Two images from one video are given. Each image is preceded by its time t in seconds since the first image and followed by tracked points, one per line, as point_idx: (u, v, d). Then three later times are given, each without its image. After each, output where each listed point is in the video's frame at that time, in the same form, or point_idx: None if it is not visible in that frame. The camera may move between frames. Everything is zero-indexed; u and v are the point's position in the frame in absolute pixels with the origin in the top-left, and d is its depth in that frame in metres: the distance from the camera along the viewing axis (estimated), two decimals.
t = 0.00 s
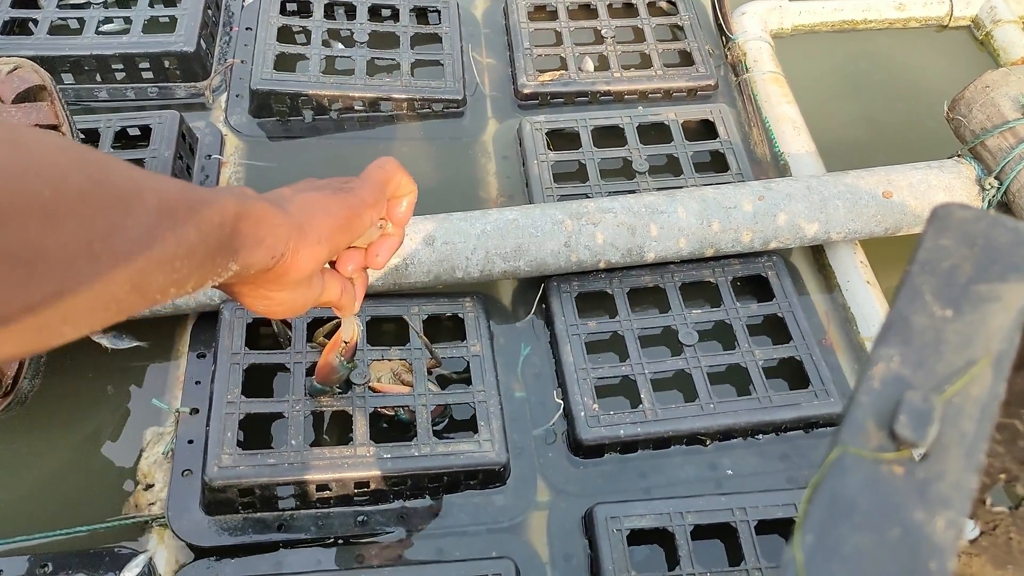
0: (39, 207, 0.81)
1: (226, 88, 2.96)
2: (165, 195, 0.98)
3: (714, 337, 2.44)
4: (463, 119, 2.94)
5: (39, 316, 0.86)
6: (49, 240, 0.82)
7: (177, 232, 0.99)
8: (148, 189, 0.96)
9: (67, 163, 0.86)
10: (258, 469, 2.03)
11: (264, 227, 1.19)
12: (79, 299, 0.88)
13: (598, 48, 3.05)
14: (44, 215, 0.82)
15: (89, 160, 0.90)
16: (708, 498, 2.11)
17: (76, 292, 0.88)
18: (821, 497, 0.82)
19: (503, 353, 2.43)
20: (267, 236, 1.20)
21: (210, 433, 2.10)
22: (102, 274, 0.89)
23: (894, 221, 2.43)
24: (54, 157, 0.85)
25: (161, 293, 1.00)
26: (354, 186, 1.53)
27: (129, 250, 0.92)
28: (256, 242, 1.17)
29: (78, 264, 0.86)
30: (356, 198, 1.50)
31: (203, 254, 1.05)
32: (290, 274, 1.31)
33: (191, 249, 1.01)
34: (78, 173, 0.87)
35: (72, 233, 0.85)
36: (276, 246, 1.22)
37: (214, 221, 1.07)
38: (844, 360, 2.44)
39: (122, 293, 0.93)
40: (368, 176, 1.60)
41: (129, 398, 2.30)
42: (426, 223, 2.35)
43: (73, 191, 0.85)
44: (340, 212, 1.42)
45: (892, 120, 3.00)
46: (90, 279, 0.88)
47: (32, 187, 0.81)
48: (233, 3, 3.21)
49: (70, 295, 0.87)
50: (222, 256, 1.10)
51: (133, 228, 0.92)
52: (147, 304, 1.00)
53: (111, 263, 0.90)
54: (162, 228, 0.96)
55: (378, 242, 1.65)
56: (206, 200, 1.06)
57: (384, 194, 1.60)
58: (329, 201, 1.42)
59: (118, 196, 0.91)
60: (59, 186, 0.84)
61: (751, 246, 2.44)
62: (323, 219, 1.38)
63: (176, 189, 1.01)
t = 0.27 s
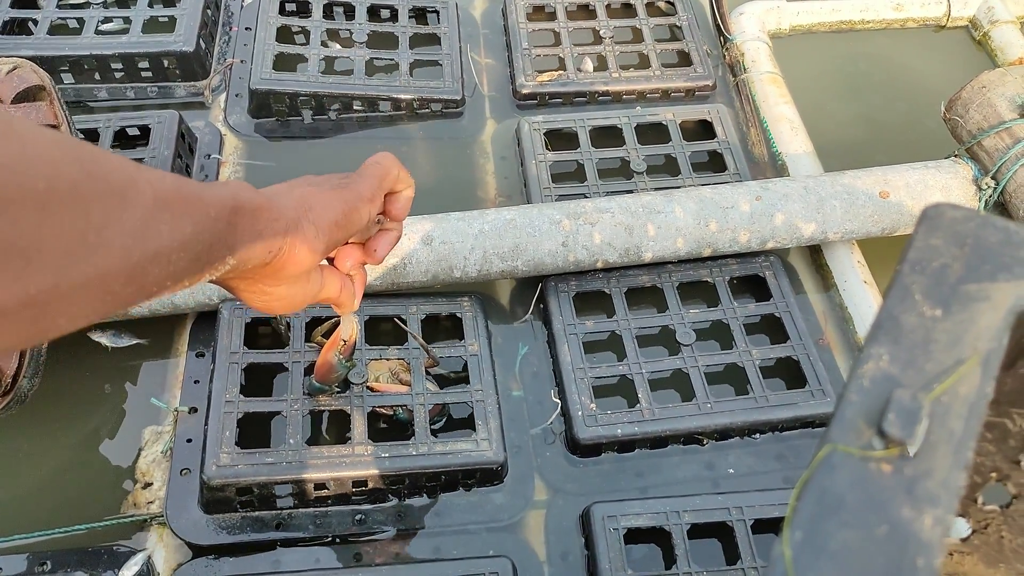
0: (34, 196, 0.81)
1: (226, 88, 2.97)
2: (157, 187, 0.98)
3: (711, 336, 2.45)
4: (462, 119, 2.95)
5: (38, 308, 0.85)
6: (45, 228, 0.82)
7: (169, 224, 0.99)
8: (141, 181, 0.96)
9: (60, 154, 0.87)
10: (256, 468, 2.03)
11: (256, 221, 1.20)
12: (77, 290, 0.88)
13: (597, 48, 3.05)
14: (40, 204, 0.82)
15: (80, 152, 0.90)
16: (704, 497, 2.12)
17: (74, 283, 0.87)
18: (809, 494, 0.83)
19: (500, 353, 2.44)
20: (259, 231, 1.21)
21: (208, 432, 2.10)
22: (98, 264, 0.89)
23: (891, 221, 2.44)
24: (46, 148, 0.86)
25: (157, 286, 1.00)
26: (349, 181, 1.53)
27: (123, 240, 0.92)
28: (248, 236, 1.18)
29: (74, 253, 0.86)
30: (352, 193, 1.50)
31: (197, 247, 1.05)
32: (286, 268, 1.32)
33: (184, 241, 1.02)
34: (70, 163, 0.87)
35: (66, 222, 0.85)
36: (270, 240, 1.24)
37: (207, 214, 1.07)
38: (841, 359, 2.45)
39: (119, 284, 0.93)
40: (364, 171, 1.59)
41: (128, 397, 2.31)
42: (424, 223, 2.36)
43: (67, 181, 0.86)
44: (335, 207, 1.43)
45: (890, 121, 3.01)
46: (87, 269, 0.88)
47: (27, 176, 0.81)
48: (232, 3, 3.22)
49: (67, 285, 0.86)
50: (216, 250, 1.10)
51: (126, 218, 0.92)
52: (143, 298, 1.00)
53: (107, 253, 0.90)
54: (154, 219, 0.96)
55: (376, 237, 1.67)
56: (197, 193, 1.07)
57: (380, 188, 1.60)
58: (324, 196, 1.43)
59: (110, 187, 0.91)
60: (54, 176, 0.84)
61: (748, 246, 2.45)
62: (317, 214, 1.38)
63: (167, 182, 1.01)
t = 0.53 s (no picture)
0: (29, 185, 0.81)
1: (225, 86, 2.97)
2: (156, 178, 0.98)
3: (711, 334, 2.45)
4: (461, 117, 2.95)
5: (34, 298, 0.85)
6: (41, 218, 0.82)
7: (168, 214, 0.99)
8: (140, 172, 0.96)
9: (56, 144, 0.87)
10: (256, 466, 2.03)
11: (255, 213, 1.19)
12: (74, 280, 0.88)
13: (596, 47, 3.05)
14: (35, 193, 0.82)
15: (78, 142, 0.90)
16: (703, 496, 2.12)
17: (72, 273, 0.87)
18: (809, 489, 0.82)
19: (499, 351, 2.44)
20: (258, 223, 1.20)
21: (207, 430, 2.10)
22: (96, 254, 0.89)
23: (890, 220, 2.44)
24: (43, 139, 0.86)
25: (156, 277, 0.99)
26: (350, 174, 1.53)
27: (121, 231, 0.91)
28: (248, 228, 1.18)
29: (72, 243, 0.86)
30: (353, 186, 1.50)
31: (197, 238, 1.04)
32: (286, 261, 1.32)
33: (184, 232, 1.01)
34: (67, 153, 0.87)
35: (63, 211, 0.84)
36: (269, 233, 1.24)
37: (207, 205, 1.07)
38: (841, 358, 2.45)
39: (118, 275, 0.93)
40: (364, 165, 1.58)
41: (127, 394, 2.31)
42: (423, 221, 2.36)
43: (63, 170, 0.85)
44: (336, 200, 1.43)
45: (890, 120, 3.01)
46: (85, 259, 0.88)
47: (22, 165, 0.81)
48: (232, 2, 3.22)
49: (64, 275, 0.86)
50: (216, 241, 1.10)
51: (124, 208, 0.92)
52: (142, 289, 1.00)
53: (105, 243, 0.89)
54: (153, 210, 0.96)
55: (375, 231, 1.67)
56: (197, 184, 1.07)
57: (381, 182, 1.60)
58: (324, 189, 1.42)
59: (108, 177, 0.91)
60: (50, 166, 0.84)
61: (748, 244, 2.45)
62: (318, 207, 1.38)
63: (167, 173, 1.01)
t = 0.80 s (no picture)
0: (40, 189, 0.81)
1: (228, 88, 2.96)
2: (168, 180, 0.98)
3: (714, 337, 2.45)
4: (464, 120, 2.95)
5: (45, 301, 0.85)
6: (53, 221, 0.82)
7: (180, 217, 0.98)
8: (152, 174, 0.96)
9: (68, 148, 0.86)
10: (260, 470, 2.03)
11: (265, 215, 1.19)
12: (85, 283, 0.87)
13: (599, 49, 3.05)
14: (47, 196, 0.81)
15: (91, 145, 0.90)
16: (707, 499, 2.12)
17: (83, 276, 0.87)
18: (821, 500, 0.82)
19: (503, 354, 2.43)
20: (268, 225, 1.20)
21: (211, 435, 2.10)
22: (108, 257, 0.89)
23: (894, 223, 2.44)
24: (55, 142, 0.86)
25: (167, 279, 0.99)
26: (359, 175, 1.52)
27: (133, 234, 0.91)
28: (258, 230, 1.17)
29: (84, 246, 0.85)
30: (363, 188, 1.49)
31: (208, 241, 1.04)
32: (295, 263, 1.32)
33: (195, 235, 1.01)
34: (79, 156, 0.87)
35: (75, 215, 0.84)
36: (280, 235, 1.24)
37: (218, 207, 1.06)
38: (845, 361, 2.45)
39: (128, 278, 0.92)
40: (374, 167, 1.58)
41: (131, 398, 2.31)
42: (426, 224, 2.35)
43: (75, 173, 0.85)
44: (346, 202, 1.43)
45: (893, 122, 3.01)
46: (97, 262, 0.87)
47: (34, 169, 0.81)
48: (234, 4, 3.22)
49: (76, 278, 0.86)
50: (227, 244, 1.09)
51: (136, 211, 0.92)
52: (153, 291, 0.99)
53: (117, 246, 0.89)
54: (165, 213, 0.96)
55: (386, 233, 1.68)
56: (209, 186, 1.06)
57: (391, 184, 1.59)
58: (334, 191, 1.42)
59: (120, 179, 0.91)
60: (62, 170, 0.84)
61: (751, 247, 2.44)
62: (328, 209, 1.38)
63: (179, 175, 1.00)
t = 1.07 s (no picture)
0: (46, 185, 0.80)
1: (231, 87, 2.95)
2: (176, 177, 0.96)
3: (720, 337, 2.44)
4: (468, 118, 2.93)
5: (53, 300, 0.83)
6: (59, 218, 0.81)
7: (188, 214, 0.97)
8: (159, 171, 0.94)
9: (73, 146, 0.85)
10: (265, 472, 2.02)
11: (274, 212, 1.17)
12: (94, 282, 0.86)
13: (603, 48, 3.04)
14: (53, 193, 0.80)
15: (96, 143, 0.89)
16: (715, 500, 2.10)
17: (91, 274, 0.85)
18: (844, 503, 0.81)
19: (508, 354, 2.42)
20: (277, 222, 1.18)
21: (216, 436, 2.09)
22: (116, 254, 0.87)
23: (902, 221, 2.43)
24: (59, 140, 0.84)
25: (177, 277, 0.97)
26: (366, 173, 1.51)
27: (140, 231, 0.90)
28: (267, 227, 1.16)
29: (90, 244, 0.84)
30: (370, 185, 1.48)
31: (216, 239, 1.02)
32: (303, 261, 1.31)
33: (203, 232, 0.99)
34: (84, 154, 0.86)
35: (81, 212, 0.83)
36: (288, 233, 1.22)
37: (226, 204, 1.05)
38: (852, 361, 2.43)
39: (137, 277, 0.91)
40: (381, 164, 1.57)
41: (134, 398, 2.29)
42: (431, 223, 2.34)
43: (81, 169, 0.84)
44: (353, 200, 1.41)
45: (899, 120, 2.99)
46: (105, 259, 0.86)
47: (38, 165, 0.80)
48: (236, 2, 3.20)
49: (84, 276, 0.84)
50: (235, 241, 1.08)
51: (143, 208, 0.90)
52: (162, 290, 0.98)
53: (125, 243, 0.88)
54: (173, 209, 0.94)
55: (391, 231, 1.66)
56: (217, 184, 1.05)
57: (398, 182, 1.58)
58: (341, 189, 1.41)
59: (127, 176, 0.89)
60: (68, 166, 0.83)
61: (758, 246, 2.43)
62: (335, 207, 1.36)
63: (186, 172, 0.99)
